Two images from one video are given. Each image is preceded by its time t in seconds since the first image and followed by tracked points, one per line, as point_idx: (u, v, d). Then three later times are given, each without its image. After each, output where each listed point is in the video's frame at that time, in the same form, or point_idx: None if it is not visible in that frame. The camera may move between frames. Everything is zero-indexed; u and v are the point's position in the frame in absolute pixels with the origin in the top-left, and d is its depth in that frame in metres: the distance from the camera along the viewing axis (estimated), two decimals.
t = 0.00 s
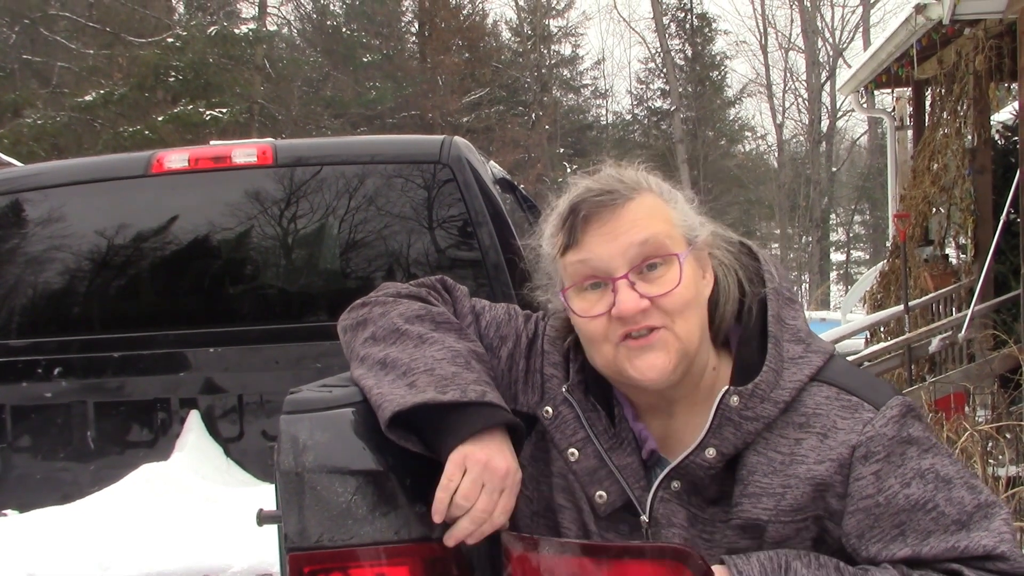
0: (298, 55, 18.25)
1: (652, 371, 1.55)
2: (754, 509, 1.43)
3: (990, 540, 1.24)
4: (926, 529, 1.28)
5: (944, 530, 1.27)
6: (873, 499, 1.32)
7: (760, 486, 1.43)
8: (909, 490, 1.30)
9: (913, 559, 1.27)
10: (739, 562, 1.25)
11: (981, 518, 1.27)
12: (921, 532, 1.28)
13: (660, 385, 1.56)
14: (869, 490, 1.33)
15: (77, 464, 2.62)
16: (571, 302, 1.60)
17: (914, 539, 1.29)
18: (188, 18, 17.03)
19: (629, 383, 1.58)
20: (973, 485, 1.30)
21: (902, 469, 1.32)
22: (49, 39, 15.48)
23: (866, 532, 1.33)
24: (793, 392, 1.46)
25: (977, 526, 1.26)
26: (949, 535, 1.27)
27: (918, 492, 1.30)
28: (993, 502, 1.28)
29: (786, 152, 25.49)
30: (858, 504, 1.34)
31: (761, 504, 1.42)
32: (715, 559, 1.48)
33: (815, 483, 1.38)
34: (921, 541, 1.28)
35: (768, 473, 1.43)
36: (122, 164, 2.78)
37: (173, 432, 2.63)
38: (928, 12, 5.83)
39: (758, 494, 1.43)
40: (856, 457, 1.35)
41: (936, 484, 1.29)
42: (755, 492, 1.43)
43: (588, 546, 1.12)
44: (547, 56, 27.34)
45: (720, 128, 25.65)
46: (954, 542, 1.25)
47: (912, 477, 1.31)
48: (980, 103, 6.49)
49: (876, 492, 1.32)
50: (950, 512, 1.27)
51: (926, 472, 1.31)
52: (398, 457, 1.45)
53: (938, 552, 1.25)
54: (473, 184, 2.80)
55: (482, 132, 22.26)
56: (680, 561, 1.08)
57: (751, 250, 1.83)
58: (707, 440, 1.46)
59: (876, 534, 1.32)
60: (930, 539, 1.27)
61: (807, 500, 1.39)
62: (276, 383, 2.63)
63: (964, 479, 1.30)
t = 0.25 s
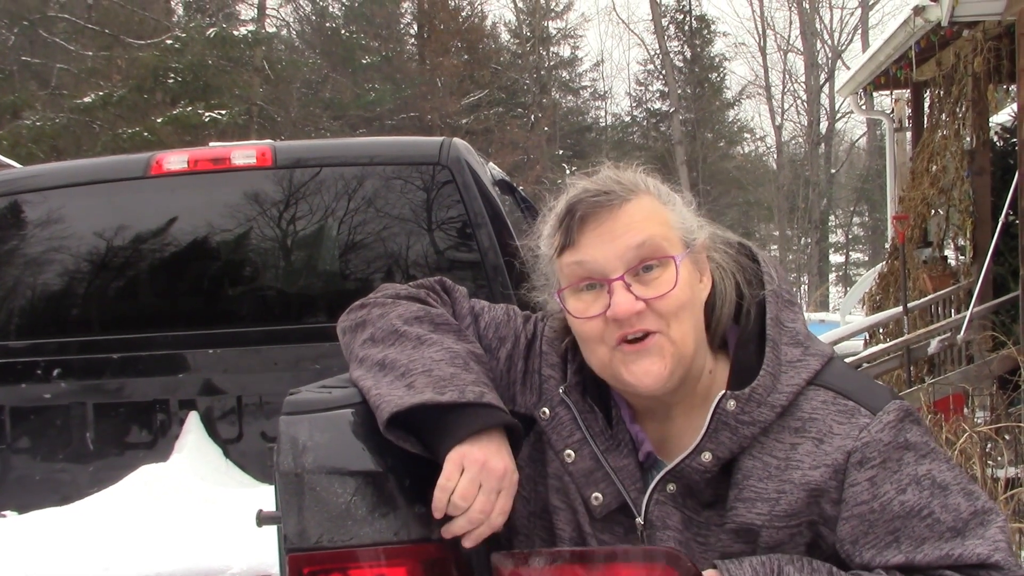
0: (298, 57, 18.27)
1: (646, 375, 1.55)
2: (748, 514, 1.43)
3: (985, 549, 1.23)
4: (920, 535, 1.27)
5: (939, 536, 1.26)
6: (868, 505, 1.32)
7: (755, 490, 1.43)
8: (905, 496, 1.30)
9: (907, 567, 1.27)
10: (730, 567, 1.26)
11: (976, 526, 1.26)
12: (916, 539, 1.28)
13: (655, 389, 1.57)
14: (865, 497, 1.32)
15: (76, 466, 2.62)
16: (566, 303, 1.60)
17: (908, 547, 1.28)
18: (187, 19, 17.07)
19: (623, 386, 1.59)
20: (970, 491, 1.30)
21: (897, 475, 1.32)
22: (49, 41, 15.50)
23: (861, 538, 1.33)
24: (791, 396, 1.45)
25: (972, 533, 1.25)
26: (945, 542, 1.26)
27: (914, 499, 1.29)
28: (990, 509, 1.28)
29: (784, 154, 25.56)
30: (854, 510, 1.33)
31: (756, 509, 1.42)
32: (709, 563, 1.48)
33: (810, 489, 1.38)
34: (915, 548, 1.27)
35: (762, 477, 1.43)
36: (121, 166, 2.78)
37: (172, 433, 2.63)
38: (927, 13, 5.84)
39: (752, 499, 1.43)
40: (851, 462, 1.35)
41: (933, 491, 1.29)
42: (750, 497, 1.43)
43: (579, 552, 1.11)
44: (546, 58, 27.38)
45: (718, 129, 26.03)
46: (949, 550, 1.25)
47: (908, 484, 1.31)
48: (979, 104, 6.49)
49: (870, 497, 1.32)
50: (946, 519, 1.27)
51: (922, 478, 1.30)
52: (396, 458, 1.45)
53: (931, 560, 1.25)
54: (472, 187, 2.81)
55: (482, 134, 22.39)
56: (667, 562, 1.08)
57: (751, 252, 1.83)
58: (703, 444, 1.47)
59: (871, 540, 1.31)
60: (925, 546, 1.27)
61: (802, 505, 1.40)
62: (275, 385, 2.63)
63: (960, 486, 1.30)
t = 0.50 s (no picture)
0: (297, 59, 18.24)
1: (643, 376, 1.55)
2: (746, 516, 1.43)
3: (984, 552, 1.21)
4: (918, 538, 1.27)
5: (937, 539, 1.26)
6: (865, 508, 1.32)
7: (753, 492, 1.43)
8: (903, 499, 1.30)
9: (905, 570, 1.25)
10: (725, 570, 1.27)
11: (975, 529, 1.25)
12: (913, 542, 1.27)
13: (650, 391, 1.57)
14: (863, 500, 1.33)
15: (75, 467, 2.61)
16: (563, 304, 1.60)
17: (905, 550, 1.27)
18: (187, 21, 17.08)
19: (619, 387, 1.59)
20: (970, 494, 1.29)
21: (895, 478, 1.32)
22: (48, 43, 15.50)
23: (859, 541, 1.32)
24: (789, 398, 1.46)
25: (971, 536, 1.24)
26: (943, 545, 1.25)
27: (911, 502, 1.29)
28: (988, 512, 1.27)
29: (783, 156, 25.58)
30: (851, 513, 1.34)
31: (754, 511, 1.42)
32: (707, 566, 1.48)
33: (808, 491, 1.38)
34: (914, 552, 1.26)
35: (760, 480, 1.43)
36: (120, 167, 2.78)
37: (172, 434, 2.63)
38: (926, 15, 5.84)
39: (750, 501, 1.43)
40: (849, 465, 1.36)
41: (930, 493, 1.29)
42: (748, 499, 1.43)
43: (576, 560, 1.13)
44: (545, 60, 27.38)
45: (717, 131, 26.07)
46: (948, 553, 1.23)
47: (907, 486, 1.30)
48: (978, 106, 6.50)
49: (868, 501, 1.32)
50: (945, 522, 1.26)
51: (919, 481, 1.30)
52: (393, 459, 1.45)
53: (930, 564, 1.23)
54: (472, 188, 2.81)
55: (481, 136, 22.48)
56: (663, 570, 1.09)
57: (749, 253, 1.83)
58: (702, 447, 1.47)
59: (870, 543, 1.31)
60: (923, 549, 1.26)
61: (800, 508, 1.39)
62: (275, 386, 2.63)
63: (959, 489, 1.29)
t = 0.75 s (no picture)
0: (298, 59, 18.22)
1: (643, 376, 1.55)
2: (746, 517, 1.43)
3: (983, 553, 1.21)
4: (920, 539, 1.27)
5: (937, 540, 1.26)
6: (865, 509, 1.32)
7: (752, 493, 1.43)
8: (903, 500, 1.30)
9: (906, 571, 1.25)
10: (726, 570, 1.27)
11: (975, 530, 1.25)
12: (914, 544, 1.27)
13: (650, 391, 1.57)
14: (863, 501, 1.33)
15: (76, 468, 2.61)
16: (563, 303, 1.60)
17: (905, 551, 1.27)
18: (187, 21, 17.10)
19: (618, 385, 1.59)
20: (969, 495, 1.29)
21: (896, 479, 1.32)
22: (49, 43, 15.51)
23: (859, 542, 1.32)
24: (789, 399, 1.46)
25: (971, 537, 1.24)
26: (943, 546, 1.25)
27: (912, 503, 1.29)
28: (989, 513, 1.26)
29: (784, 155, 25.58)
30: (852, 514, 1.34)
31: (754, 512, 1.42)
32: (707, 566, 1.49)
33: (807, 491, 1.38)
34: (914, 552, 1.27)
35: (761, 480, 1.43)
36: (121, 167, 2.78)
37: (172, 434, 2.63)
38: (927, 15, 5.83)
39: (751, 502, 1.43)
40: (849, 466, 1.36)
41: (931, 494, 1.29)
42: (748, 500, 1.43)
43: (575, 562, 1.12)
44: (546, 59, 27.39)
45: (718, 131, 26.04)
46: (948, 554, 1.23)
47: (907, 487, 1.31)
48: (978, 106, 6.50)
49: (868, 502, 1.33)
50: (945, 522, 1.26)
51: (920, 482, 1.30)
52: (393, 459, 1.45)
53: (930, 565, 1.23)
54: (472, 188, 2.81)
55: (481, 136, 22.51)
56: (662, 572, 1.09)
57: (749, 253, 1.83)
58: (702, 447, 1.47)
59: (870, 544, 1.31)
60: (923, 550, 1.26)
61: (800, 509, 1.40)
62: (276, 386, 2.63)
63: (960, 489, 1.29)
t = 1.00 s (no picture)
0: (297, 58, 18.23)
1: (638, 375, 1.56)
2: (743, 516, 1.44)
3: (978, 552, 1.21)
4: (914, 539, 1.27)
5: (933, 540, 1.26)
6: (861, 509, 1.33)
7: (749, 493, 1.44)
8: (898, 500, 1.30)
9: (901, 570, 1.26)
10: (721, 569, 1.28)
11: (971, 529, 1.25)
12: (909, 544, 1.27)
13: (646, 389, 1.57)
14: (859, 501, 1.33)
15: (74, 466, 2.62)
16: (560, 303, 1.61)
17: (902, 551, 1.28)
18: (186, 20, 17.09)
19: (614, 384, 1.59)
20: (965, 494, 1.29)
21: (891, 479, 1.33)
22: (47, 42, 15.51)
23: (855, 542, 1.33)
24: (786, 399, 1.47)
25: (966, 536, 1.24)
26: (938, 546, 1.25)
27: (908, 502, 1.29)
28: (985, 513, 1.26)
29: (783, 154, 25.60)
30: (847, 514, 1.34)
31: (751, 511, 1.43)
32: (703, 565, 1.49)
33: (803, 492, 1.39)
34: (909, 552, 1.27)
35: (757, 480, 1.44)
36: (120, 166, 2.79)
37: (171, 433, 2.64)
38: (925, 14, 5.84)
39: (747, 501, 1.44)
40: (845, 466, 1.36)
41: (926, 494, 1.29)
42: (744, 499, 1.44)
43: (572, 561, 1.13)
44: (544, 58, 27.40)
45: (717, 130, 26.05)
46: (944, 554, 1.23)
47: (903, 487, 1.31)
48: (977, 105, 6.50)
49: (864, 502, 1.33)
50: (940, 522, 1.26)
51: (916, 481, 1.31)
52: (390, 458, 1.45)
53: (925, 565, 1.23)
54: (470, 186, 2.82)
55: (480, 134, 22.52)
56: (659, 572, 1.10)
57: (745, 252, 1.84)
58: (699, 448, 1.48)
59: (865, 543, 1.32)
60: (918, 549, 1.26)
61: (796, 508, 1.40)
62: (274, 385, 2.64)
63: (955, 489, 1.29)
